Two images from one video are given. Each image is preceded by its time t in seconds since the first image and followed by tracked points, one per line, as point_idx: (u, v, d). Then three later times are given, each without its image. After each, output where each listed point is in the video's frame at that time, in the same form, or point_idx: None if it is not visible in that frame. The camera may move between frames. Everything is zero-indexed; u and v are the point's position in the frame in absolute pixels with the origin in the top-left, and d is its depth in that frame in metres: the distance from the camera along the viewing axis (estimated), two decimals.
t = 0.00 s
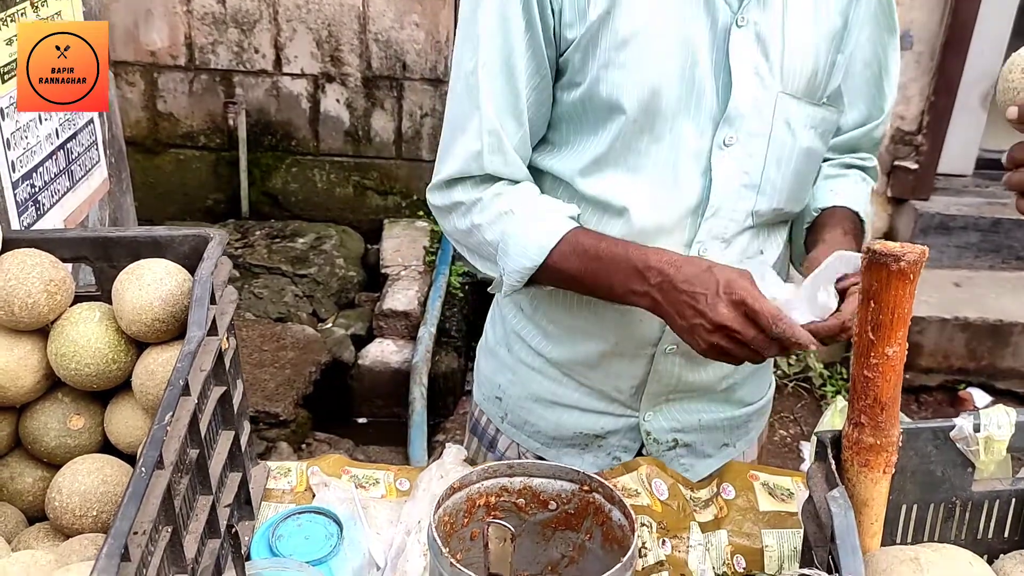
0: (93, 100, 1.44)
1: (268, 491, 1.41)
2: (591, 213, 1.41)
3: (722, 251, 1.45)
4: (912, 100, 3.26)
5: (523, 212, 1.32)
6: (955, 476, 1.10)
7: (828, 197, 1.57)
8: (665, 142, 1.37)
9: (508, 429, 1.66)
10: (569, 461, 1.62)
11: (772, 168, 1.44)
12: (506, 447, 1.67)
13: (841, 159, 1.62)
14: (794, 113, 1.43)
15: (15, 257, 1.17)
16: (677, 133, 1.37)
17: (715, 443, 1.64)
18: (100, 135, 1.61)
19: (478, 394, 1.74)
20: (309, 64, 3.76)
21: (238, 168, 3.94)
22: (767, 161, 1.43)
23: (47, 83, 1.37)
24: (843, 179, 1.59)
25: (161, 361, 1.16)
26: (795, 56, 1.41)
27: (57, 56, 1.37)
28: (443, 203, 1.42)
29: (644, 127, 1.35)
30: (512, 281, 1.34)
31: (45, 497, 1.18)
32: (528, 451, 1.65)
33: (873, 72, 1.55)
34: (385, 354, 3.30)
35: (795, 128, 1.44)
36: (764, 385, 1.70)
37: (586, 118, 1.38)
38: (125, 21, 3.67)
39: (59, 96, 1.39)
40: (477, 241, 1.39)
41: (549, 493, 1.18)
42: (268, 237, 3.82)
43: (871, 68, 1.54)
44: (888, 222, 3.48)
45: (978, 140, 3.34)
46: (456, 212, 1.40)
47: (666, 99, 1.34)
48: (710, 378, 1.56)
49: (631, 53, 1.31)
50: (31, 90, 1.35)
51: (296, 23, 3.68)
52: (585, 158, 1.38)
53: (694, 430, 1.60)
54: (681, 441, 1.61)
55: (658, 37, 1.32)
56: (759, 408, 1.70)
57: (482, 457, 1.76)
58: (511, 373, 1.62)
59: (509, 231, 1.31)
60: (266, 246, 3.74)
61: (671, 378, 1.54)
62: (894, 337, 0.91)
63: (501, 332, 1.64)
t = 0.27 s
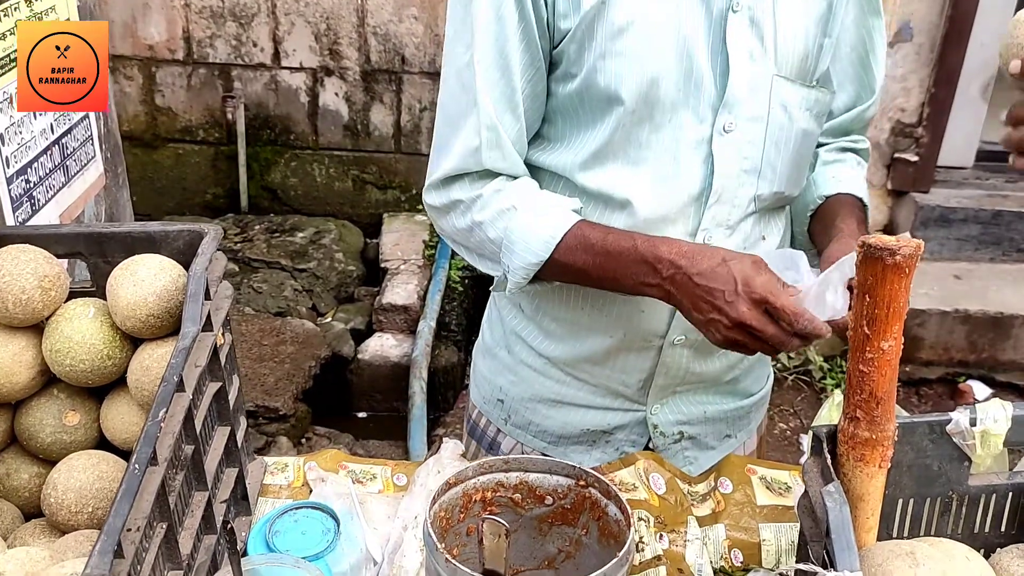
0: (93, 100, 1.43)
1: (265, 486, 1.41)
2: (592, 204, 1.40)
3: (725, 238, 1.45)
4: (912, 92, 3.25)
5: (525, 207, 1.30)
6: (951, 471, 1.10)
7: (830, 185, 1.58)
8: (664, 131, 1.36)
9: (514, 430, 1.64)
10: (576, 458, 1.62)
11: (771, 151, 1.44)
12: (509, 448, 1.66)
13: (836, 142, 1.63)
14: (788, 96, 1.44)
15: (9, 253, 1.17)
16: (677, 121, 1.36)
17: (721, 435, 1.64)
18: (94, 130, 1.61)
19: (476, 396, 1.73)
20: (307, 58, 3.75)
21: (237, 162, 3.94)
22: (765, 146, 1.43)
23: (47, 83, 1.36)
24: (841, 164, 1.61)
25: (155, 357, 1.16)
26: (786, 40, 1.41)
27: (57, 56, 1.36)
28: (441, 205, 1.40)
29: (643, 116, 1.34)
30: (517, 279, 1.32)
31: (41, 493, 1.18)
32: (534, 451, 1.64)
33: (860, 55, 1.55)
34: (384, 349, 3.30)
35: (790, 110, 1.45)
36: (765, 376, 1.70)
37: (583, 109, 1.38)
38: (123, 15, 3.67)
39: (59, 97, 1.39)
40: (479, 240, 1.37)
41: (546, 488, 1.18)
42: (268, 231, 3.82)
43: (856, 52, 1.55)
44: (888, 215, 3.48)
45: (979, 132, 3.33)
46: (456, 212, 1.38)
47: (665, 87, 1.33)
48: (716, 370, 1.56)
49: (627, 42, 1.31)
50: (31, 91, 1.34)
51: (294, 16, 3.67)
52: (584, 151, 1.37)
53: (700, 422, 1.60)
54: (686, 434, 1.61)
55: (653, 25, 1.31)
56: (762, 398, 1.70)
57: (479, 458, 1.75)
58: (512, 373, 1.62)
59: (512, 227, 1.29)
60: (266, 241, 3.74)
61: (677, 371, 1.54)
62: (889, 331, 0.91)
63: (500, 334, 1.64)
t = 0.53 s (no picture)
0: (93, 100, 1.42)
1: (268, 479, 1.40)
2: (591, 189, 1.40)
3: (724, 222, 1.46)
4: (915, 84, 3.24)
5: (534, 199, 1.31)
6: (959, 461, 1.09)
7: (826, 168, 1.62)
8: (662, 115, 1.36)
9: (517, 428, 1.63)
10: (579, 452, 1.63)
11: (768, 134, 1.44)
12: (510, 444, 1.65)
13: (824, 128, 1.67)
14: (784, 79, 1.43)
15: (11, 244, 1.17)
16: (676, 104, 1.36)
17: (723, 426, 1.65)
18: (96, 122, 1.60)
19: (476, 395, 1.72)
20: (309, 51, 3.74)
21: (238, 156, 3.93)
22: (763, 129, 1.42)
23: (47, 83, 1.36)
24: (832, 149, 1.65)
25: (158, 348, 1.15)
26: (779, 22, 1.41)
27: (57, 56, 1.35)
28: (444, 198, 1.38)
29: (642, 99, 1.34)
30: (526, 273, 1.32)
31: (44, 485, 1.17)
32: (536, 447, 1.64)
33: (845, 43, 1.55)
34: (386, 342, 3.30)
35: (787, 92, 1.44)
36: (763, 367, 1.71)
37: (580, 94, 1.37)
38: (124, 8, 3.66)
39: (59, 96, 1.38)
40: (484, 235, 1.36)
41: (551, 479, 1.17)
42: (269, 225, 3.81)
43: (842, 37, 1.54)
44: (891, 207, 3.47)
45: (983, 125, 3.33)
46: (460, 206, 1.37)
47: (664, 71, 1.33)
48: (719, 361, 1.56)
49: (625, 25, 1.30)
50: (32, 91, 1.34)
51: (295, 9, 3.67)
52: (581, 136, 1.37)
53: (703, 414, 1.61)
54: (689, 426, 1.61)
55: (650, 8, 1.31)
56: (761, 389, 1.71)
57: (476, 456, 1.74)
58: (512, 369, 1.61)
59: (521, 220, 1.30)
60: (267, 234, 3.73)
61: (681, 361, 1.54)
62: (897, 320, 0.90)
63: (498, 330, 1.63)
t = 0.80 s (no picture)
0: (93, 100, 1.42)
1: (270, 477, 1.40)
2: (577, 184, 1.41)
3: (710, 216, 1.46)
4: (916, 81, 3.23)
5: (530, 199, 1.30)
6: (962, 459, 1.09)
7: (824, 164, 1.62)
8: (645, 111, 1.37)
9: (506, 421, 1.64)
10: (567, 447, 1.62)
11: (755, 129, 1.44)
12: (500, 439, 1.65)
13: (822, 124, 1.68)
14: (771, 73, 1.42)
15: (11, 241, 1.16)
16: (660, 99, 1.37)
17: (713, 421, 1.65)
18: (96, 119, 1.59)
19: (467, 389, 1.72)
20: (309, 47, 3.73)
21: (238, 152, 3.92)
22: (749, 124, 1.43)
23: (47, 83, 1.35)
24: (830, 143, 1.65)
25: (159, 346, 1.15)
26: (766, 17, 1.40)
27: (57, 56, 1.35)
28: (437, 196, 1.38)
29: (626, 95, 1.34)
30: (522, 272, 1.32)
31: (45, 483, 1.17)
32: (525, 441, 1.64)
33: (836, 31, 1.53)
34: (387, 339, 3.29)
35: (774, 88, 1.43)
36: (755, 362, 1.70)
37: (566, 91, 1.37)
38: (124, 4, 3.65)
39: (59, 96, 1.38)
40: (480, 235, 1.36)
41: (553, 477, 1.17)
42: (270, 221, 3.81)
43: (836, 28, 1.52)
44: (892, 203, 3.46)
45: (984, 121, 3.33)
46: (455, 206, 1.36)
47: (649, 67, 1.33)
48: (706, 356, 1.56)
49: (609, 23, 1.30)
50: (31, 91, 1.33)
51: (295, 5, 3.66)
52: (565, 131, 1.38)
53: (693, 409, 1.60)
54: (679, 421, 1.60)
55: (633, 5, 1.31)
56: (752, 384, 1.70)
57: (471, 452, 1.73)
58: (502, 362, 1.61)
59: (516, 219, 1.30)
60: (267, 231, 3.73)
61: (667, 356, 1.53)
62: (902, 318, 0.90)
63: (489, 322, 1.63)
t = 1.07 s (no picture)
0: (93, 100, 1.42)
1: (269, 475, 1.40)
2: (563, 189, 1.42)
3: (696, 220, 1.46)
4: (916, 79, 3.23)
5: (486, 171, 1.35)
6: (960, 458, 1.09)
7: (805, 170, 1.61)
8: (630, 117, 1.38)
9: (495, 417, 1.63)
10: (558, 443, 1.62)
11: (740, 132, 1.43)
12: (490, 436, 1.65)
13: (809, 126, 1.67)
14: (756, 77, 1.42)
15: (8, 241, 1.16)
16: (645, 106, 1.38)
17: (703, 417, 1.65)
18: (95, 118, 1.59)
19: (458, 383, 1.72)
20: (308, 45, 3.73)
21: (237, 150, 3.92)
22: (735, 129, 1.42)
23: (47, 83, 1.35)
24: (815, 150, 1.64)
25: (157, 346, 1.15)
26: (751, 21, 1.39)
27: (57, 56, 1.35)
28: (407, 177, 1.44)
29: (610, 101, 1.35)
30: (478, 241, 1.36)
31: (44, 482, 1.17)
32: (516, 438, 1.63)
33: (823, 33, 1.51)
34: (386, 337, 3.29)
35: (759, 92, 1.43)
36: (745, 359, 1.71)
37: (549, 95, 1.39)
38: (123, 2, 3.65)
39: (59, 96, 1.38)
40: (443, 210, 1.41)
41: (551, 476, 1.17)
42: (269, 219, 3.81)
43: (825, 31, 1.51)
44: (891, 202, 3.46)
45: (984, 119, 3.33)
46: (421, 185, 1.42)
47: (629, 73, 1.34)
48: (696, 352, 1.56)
49: (585, 29, 1.33)
50: (31, 91, 1.34)
51: (295, 3, 3.66)
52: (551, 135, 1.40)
53: (682, 405, 1.61)
54: (669, 417, 1.61)
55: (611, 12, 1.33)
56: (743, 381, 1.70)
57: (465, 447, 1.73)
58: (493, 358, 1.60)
59: (472, 189, 1.34)
60: (267, 229, 3.73)
61: (658, 351, 1.54)
62: (899, 318, 0.90)
63: (481, 318, 1.63)
